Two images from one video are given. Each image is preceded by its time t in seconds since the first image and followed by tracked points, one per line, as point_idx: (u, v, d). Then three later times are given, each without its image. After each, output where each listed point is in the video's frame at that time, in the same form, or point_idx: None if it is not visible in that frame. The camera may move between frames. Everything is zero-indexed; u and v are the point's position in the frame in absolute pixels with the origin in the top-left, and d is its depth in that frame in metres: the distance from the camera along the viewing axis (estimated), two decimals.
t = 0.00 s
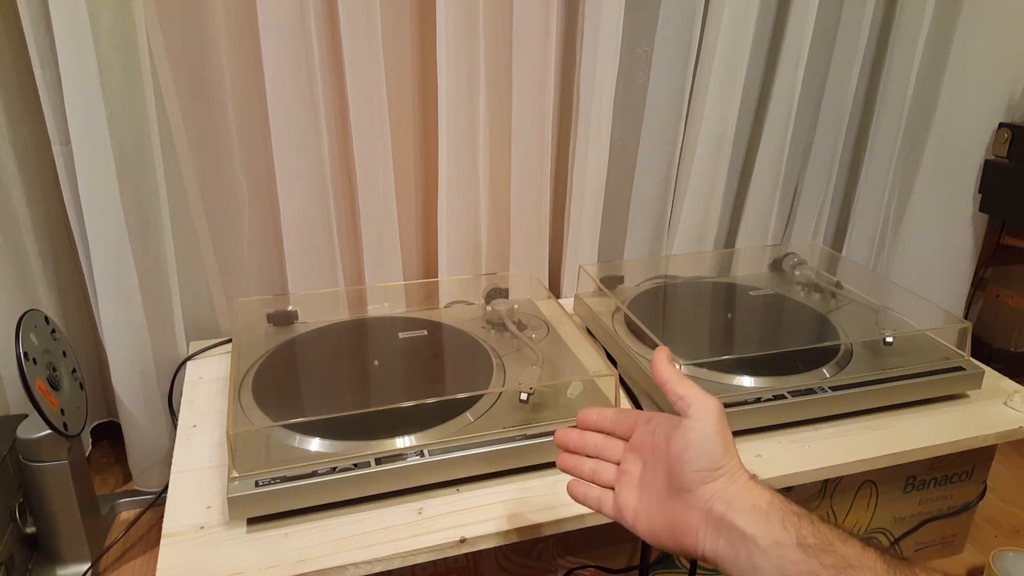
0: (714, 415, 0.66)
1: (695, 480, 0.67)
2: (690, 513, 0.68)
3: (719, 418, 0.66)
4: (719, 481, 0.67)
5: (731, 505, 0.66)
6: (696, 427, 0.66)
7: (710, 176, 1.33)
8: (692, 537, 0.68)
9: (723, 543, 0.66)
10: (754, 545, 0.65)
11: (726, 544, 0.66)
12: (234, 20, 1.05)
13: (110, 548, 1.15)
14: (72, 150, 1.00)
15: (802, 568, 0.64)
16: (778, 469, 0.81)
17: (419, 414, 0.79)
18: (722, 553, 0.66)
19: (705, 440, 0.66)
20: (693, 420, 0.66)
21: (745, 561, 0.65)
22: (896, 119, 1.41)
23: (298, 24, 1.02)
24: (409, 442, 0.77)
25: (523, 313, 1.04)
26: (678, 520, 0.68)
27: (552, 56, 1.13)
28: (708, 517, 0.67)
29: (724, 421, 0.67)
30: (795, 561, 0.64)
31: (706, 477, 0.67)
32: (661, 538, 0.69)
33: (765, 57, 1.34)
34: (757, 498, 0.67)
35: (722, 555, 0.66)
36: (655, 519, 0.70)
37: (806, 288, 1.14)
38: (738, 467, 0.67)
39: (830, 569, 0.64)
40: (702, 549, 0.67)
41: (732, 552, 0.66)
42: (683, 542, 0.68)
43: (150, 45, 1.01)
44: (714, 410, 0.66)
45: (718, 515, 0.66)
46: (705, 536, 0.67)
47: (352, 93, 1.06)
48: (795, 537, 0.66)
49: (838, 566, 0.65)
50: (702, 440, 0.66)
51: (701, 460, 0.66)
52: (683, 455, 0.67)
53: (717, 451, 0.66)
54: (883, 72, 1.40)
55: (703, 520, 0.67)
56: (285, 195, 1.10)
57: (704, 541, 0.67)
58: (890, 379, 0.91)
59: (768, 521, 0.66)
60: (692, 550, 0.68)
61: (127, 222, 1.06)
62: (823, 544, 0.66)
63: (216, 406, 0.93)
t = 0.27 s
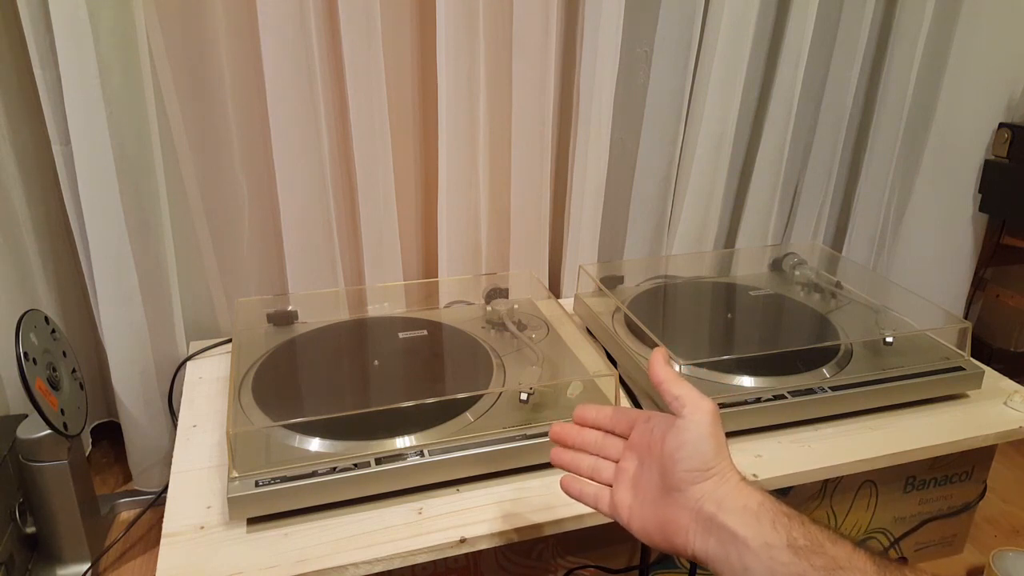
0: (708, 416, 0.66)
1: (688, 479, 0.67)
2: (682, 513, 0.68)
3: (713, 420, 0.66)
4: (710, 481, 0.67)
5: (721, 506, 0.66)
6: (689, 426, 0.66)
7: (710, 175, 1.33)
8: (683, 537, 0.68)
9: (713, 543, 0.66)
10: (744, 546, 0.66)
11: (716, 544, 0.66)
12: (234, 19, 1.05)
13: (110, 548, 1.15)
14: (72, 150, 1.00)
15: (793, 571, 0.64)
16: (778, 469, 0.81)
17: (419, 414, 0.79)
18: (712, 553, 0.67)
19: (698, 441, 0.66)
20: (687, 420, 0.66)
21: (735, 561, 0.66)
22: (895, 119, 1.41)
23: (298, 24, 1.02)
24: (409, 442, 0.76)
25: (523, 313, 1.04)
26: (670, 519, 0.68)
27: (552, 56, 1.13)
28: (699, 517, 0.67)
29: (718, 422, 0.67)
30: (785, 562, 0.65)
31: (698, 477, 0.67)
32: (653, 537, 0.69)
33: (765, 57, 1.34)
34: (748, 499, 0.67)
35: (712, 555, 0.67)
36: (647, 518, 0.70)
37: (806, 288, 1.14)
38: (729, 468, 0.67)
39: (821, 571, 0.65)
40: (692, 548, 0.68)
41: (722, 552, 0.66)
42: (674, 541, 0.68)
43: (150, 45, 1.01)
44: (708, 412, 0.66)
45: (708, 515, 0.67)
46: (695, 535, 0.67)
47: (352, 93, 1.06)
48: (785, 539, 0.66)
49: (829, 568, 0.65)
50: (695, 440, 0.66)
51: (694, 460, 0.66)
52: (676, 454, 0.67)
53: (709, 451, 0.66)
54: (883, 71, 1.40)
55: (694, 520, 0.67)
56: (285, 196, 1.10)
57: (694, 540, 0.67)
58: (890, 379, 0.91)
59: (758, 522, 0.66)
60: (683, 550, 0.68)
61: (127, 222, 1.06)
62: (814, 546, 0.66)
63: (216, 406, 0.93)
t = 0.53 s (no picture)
0: (712, 415, 0.66)
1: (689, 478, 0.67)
2: (681, 511, 0.68)
3: (716, 418, 0.66)
4: (710, 479, 0.67)
5: (721, 503, 0.66)
6: (693, 425, 0.66)
7: (710, 176, 1.33)
8: (682, 534, 0.68)
9: (712, 540, 0.66)
10: (744, 544, 0.65)
11: (715, 542, 0.66)
12: (234, 19, 1.05)
13: (110, 548, 1.15)
14: (72, 150, 1.00)
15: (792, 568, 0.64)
16: (777, 469, 0.81)
17: (419, 414, 0.79)
18: (712, 550, 0.66)
19: (700, 439, 0.66)
20: (689, 418, 0.66)
21: (735, 557, 0.65)
22: (895, 119, 1.41)
23: (298, 24, 1.02)
24: (409, 442, 0.77)
25: (523, 313, 1.04)
26: (669, 517, 0.68)
27: (552, 56, 1.13)
28: (699, 515, 0.67)
29: (721, 421, 0.66)
30: (784, 558, 0.64)
31: (699, 475, 0.67)
32: (652, 534, 0.69)
33: (765, 57, 1.34)
34: (748, 497, 0.67)
35: (711, 553, 0.66)
36: (647, 515, 0.70)
37: (806, 288, 1.14)
38: (731, 466, 0.67)
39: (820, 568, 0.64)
40: (691, 545, 0.67)
41: (721, 550, 0.66)
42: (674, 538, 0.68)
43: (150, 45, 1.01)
44: (712, 411, 0.66)
45: (708, 512, 0.66)
46: (694, 533, 0.67)
47: (353, 93, 1.06)
48: (784, 535, 0.65)
49: (828, 564, 0.65)
50: (697, 439, 0.66)
51: (695, 458, 0.66)
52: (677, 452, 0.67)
53: (711, 450, 0.66)
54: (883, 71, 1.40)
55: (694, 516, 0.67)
56: (285, 196, 1.10)
57: (693, 537, 0.67)
58: (890, 380, 0.91)
59: (759, 519, 0.66)
60: (682, 547, 0.68)
61: (127, 222, 1.06)
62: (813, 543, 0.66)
63: (216, 406, 0.93)
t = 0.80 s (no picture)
0: (718, 403, 0.63)
1: (695, 467, 0.66)
2: (689, 501, 0.67)
3: (722, 407, 0.64)
4: (716, 467, 0.65)
5: (730, 491, 0.65)
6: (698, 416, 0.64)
7: (710, 176, 1.33)
8: (691, 524, 0.66)
9: (722, 529, 0.65)
10: (752, 532, 0.64)
11: (723, 530, 0.65)
12: (234, 20, 1.05)
13: (110, 548, 1.15)
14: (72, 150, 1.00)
15: (800, 557, 0.63)
16: (777, 469, 0.81)
17: (419, 414, 0.79)
18: (721, 539, 0.65)
19: (707, 429, 0.64)
20: (695, 409, 0.64)
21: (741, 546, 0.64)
22: (895, 119, 1.41)
23: (298, 25, 1.02)
24: (409, 442, 0.76)
25: (523, 313, 1.04)
26: (678, 507, 0.67)
27: (552, 56, 1.14)
28: (706, 503, 0.65)
29: (728, 409, 0.64)
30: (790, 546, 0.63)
31: (707, 465, 0.65)
32: (661, 525, 0.68)
33: (764, 58, 1.34)
34: (756, 486, 0.66)
35: (720, 542, 0.65)
36: (654, 506, 0.69)
37: (806, 288, 1.14)
38: (738, 455, 0.66)
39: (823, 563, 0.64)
40: (701, 535, 0.66)
41: (730, 539, 0.64)
42: (683, 528, 0.67)
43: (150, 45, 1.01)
44: (718, 400, 0.63)
45: (716, 501, 0.65)
46: (703, 522, 0.66)
47: (352, 93, 1.06)
48: (792, 523, 0.64)
49: (834, 552, 0.63)
50: (703, 429, 0.64)
51: (702, 449, 0.65)
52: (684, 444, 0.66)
53: (718, 440, 0.64)
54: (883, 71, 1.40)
55: (702, 506, 0.66)
56: (285, 196, 1.10)
57: (703, 527, 0.66)
58: (890, 380, 0.91)
59: (768, 508, 0.65)
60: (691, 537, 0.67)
61: (127, 222, 1.06)
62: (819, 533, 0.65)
63: (216, 406, 0.93)
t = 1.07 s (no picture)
0: (736, 395, 0.65)
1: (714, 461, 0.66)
2: (706, 494, 0.66)
3: (740, 398, 0.65)
4: (736, 461, 0.65)
5: (749, 484, 0.64)
6: (715, 410, 0.65)
7: (710, 176, 1.33)
8: (709, 517, 0.66)
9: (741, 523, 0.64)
10: (772, 526, 0.63)
11: (742, 523, 0.64)
12: (234, 20, 1.05)
13: (110, 548, 1.15)
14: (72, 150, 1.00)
15: (820, 549, 0.61)
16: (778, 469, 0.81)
17: (419, 414, 0.79)
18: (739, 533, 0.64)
19: (726, 420, 0.65)
20: (715, 400, 0.65)
21: (762, 541, 0.63)
22: (895, 119, 1.41)
23: (298, 25, 1.02)
24: (409, 442, 0.77)
25: (523, 313, 1.04)
26: (695, 500, 0.67)
27: (552, 56, 1.13)
28: (726, 498, 0.65)
29: (745, 402, 0.65)
30: (809, 538, 0.61)
31: (725, 457, 0.65)
32: (679, 518, 0.68)
33: (764, 57, 1.34)
34: (777, 479, 0.65)
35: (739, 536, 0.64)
36: (671, 498, 0.69)
37: (806, 288, 1.14)
38: (757, 449, 0.66)
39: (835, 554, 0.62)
40: (718, 529, 0.66)
41: (749, 533, 0.64)
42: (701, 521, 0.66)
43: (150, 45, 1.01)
44: (736, 390, 0.65)
45: (735, 494, 0.65)
46: (721, 515, 0.65)
47: (352, 94, 1.06)
48: (812, 518, 0.63)
49: (857, 546, 0.61)
50: (722, 420, 0.65)
51: (720, 440, 0.65)
52: (704, 437, 0.66)
53: (736, 433, 0.65)
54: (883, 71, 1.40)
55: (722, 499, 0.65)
56: (285, 196, 1.10)
57: (721, 519, 0.65)
58: (890, 380, 0.91)
59: (783, 503, 0.64)
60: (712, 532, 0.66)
61: (127, 222, 1.06)
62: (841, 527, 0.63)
63: (216, 405, 0.93)
